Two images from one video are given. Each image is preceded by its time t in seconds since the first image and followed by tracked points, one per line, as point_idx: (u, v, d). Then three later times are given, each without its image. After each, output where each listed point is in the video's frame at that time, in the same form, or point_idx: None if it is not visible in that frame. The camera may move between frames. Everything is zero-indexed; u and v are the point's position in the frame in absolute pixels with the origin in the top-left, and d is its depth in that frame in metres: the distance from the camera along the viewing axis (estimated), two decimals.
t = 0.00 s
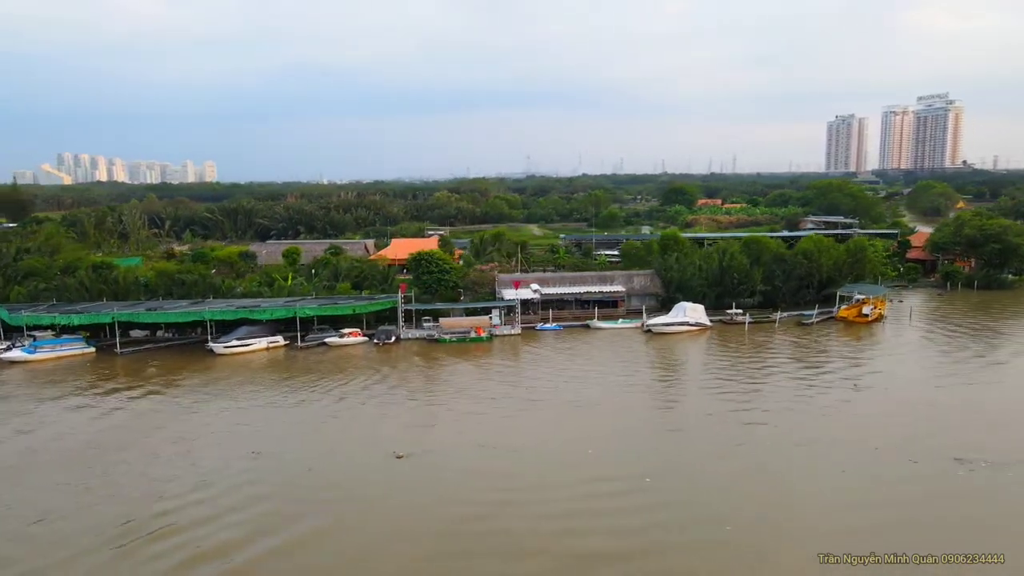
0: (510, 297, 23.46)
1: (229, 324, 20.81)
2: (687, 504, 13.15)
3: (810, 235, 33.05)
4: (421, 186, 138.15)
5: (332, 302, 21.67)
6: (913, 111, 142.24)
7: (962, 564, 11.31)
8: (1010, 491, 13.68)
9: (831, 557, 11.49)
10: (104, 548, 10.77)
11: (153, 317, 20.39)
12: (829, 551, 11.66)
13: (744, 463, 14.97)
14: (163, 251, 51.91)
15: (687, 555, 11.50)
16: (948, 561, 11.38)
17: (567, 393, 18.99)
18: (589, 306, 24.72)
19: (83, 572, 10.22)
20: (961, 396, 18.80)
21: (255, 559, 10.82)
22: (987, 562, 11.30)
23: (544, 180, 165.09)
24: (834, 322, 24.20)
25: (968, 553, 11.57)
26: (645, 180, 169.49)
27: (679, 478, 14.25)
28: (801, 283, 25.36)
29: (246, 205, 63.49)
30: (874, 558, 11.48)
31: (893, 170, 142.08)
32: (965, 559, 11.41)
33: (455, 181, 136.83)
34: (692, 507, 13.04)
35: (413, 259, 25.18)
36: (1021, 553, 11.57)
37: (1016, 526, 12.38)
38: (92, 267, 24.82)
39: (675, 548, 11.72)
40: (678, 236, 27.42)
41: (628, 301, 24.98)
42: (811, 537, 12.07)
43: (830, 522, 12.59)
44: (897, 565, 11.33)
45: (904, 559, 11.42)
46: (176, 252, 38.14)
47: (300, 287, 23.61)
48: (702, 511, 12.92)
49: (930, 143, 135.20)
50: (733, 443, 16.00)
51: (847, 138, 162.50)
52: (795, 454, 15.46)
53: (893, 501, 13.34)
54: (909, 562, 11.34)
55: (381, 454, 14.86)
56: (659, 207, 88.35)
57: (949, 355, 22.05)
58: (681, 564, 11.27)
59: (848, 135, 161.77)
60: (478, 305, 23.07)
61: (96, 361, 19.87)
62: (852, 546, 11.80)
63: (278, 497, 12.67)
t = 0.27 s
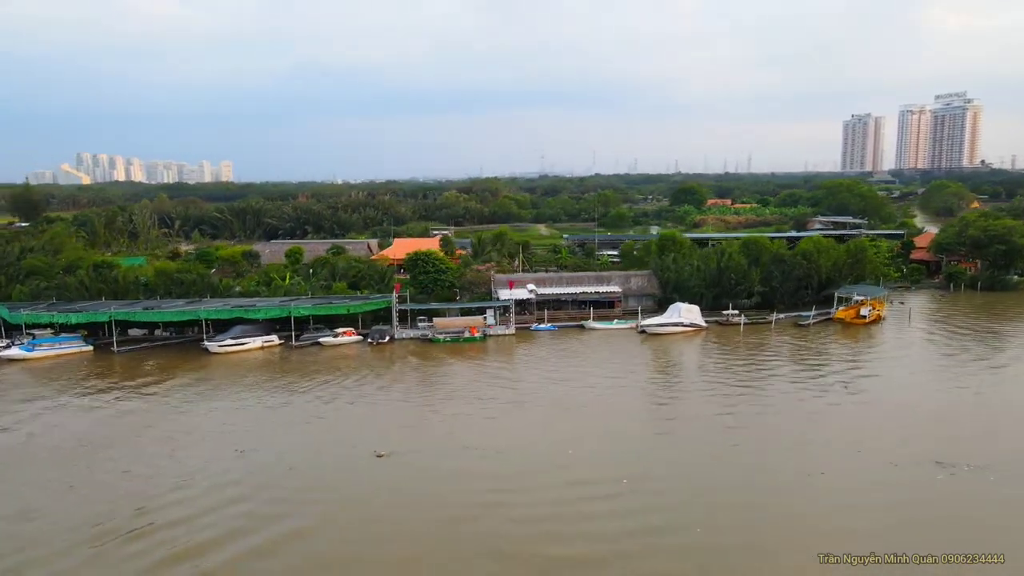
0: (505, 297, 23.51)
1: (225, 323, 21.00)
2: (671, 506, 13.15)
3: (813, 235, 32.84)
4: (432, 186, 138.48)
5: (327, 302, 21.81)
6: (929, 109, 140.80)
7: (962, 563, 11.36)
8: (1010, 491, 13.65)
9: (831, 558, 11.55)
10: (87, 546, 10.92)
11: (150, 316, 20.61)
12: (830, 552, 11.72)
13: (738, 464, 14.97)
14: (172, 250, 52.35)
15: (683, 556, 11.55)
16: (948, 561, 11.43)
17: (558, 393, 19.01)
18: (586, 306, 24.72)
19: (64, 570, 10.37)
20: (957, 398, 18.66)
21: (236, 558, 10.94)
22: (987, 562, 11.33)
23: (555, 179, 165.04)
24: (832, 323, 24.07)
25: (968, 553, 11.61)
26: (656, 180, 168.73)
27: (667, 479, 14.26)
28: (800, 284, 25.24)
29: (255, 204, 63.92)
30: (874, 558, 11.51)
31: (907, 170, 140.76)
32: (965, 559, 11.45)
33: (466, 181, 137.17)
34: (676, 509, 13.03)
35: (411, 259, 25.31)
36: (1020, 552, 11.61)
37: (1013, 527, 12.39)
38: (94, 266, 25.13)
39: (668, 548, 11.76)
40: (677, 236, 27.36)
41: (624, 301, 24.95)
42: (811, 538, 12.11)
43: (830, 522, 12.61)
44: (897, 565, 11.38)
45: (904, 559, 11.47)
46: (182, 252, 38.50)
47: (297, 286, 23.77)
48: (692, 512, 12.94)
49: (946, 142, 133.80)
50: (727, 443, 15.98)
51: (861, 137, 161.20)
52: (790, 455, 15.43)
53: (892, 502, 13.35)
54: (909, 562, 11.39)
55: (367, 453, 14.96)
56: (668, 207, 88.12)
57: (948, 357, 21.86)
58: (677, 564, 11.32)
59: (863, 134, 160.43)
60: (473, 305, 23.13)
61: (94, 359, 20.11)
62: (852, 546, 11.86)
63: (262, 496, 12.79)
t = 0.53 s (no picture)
0: (506, 297, 23.54)
1: (227, 321, 21.23)
2: (661, 506, 13.10)
3: (823, 236, 32.51)
4: (449, 186, 138.83)
5: (328, 301, 21.98)
6: (952, 109, 138.69)
7: (962, 563, 11.32)
8: (1012, 494, 13.55)
9: (831, 557, 11.52)
10: (77, 539, 11.10)
11: (154, 314, 20.89)
12: (830, 551, 11.68)
13: (736, 464, 14.92)
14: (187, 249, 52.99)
15: (678, 554, 11.56)
16: (948, 561, 11.38)
17: (555, 393, 19.00)
18: (588, 306, 24.69)
19: (53, 562, 10.54)
20: (962, 400, 18.42)
21: (224, 553, 11.07)
22: (987, 562, 11.29)
23: (571, 179, 164.76)
24: (836, 325, 23.83)
25: (969, 553, 11.57)
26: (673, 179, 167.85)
27: (661, 479, 14.20)
28: (805, 285, 25.01)
29: (270, 204, 64.52)
30: (874, 558, 11.47)
31: (929, 170, 138.78)
32: (965, 559, 11.41)
33: (482, 181, 137.38)
34: (667, 509, 12.98)
35: (414, 259, 25.43)
36: (1021, 553, 11.56)
37: (1013, 529, 12.28)
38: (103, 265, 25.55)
39: (662, 547, 11.76)
40: (681, 237, 27.23)
41: (626, 302, 24.88)
42: (811, 538, 12.07)
43: (831, 522, 12.56)
44: (897, 565, 11.34)
45: (904, 559, 11.43)
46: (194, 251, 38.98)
47: (300, 286, 23.98)
48: (687, 512, 12.90)
49: (969, 142, 131.74)
50: (725, 444, 15.90)
51: (882, 137, 159.18)
52: (789, 456, 15.33)
53: (893, 502, 13.31)
54: (909, 562, 11.34)
55: (360, 451, 15.05)
56: (684, 207, 87.66)
57: (954, 359, 21.56)
58: (672, 563, 11.32)
59: (884, 134, 158.42)
60: (474, 305, 23.19)
61: (99, 356, 20.43)
62: (853, 546, 11.81)
63: (252, 493, 12.92)
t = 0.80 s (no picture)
0: (510, 297, 23.57)
1: (233, 320, 21.51)
2: (654, 507, 13.10)
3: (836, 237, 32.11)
4: (469, 186, 139.20)
5: (333, 301, 22.17)
6: (981, 108, 136.10)
7: (962, 563, 11.31)
8: (1015, 496, 13.46)
9: (831, 557, 11.51)
10: (76, 533, 11.34)
11: (161, 313, 21.22)
12: (830, 551, 11.67)
13: (734, 465, 14.88)
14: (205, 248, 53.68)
15: (673, 553, 11.60)
16: (948, 561, 11.36)
17: (555, 393, 19.00)
18: (593, 307, 24.64)
19: (49, 555, 10.78)
20: (969, 403, 18.14)
21: (219, 547, 11.28)
22: (987, 562, 11.28)
23: (592, 179, 164.30)
24: (845, 328, 23.55)
25: (969, 554, 11.55)
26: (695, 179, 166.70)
27: (657, 480, 14.21)
28: (814, 287, 24.74)
29: (289, 204, 65.15)
30: (874, 558, 11.46)
31: (957, 170, 136.32)
32: (965, 559, 11.40)
33: (502, 181, 137.50)
34: (660, 510, 13.00)
35: (420, 260, 25.58)
36: (1021, 553, 11.54)
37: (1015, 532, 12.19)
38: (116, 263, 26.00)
39: (657, 546, 11.80)
40: (689, 238, 27.06)
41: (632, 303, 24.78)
42: (810, 538, 12.08)
43: (830, 523, 12.55)
44: (897, 565, 11.32)
45: (904, 559, 11.41)
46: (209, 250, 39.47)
47: (307, 285, 24.21)
48: (682, 512, 12.91)
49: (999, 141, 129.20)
50: (723, 446, 15.81)
51: (909, 136, 156.69)
52: (789, 458, 15.24)
53: (894, 504, 13.24)
54: (909, 562, 11.33)
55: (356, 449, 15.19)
56: (703, 207, 87.05)
57: (965, 362, 21.22)
58: (666, 562, 11.36)
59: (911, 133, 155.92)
60: (478, 305, 23.26)
61: (108, 354, 20.79)
62: (853, 546, 11.80)
63: (249, 489, 13.12)
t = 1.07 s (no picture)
0: (515, 297, 23.62)
1: (240, 318, 21.84)
2: (649, 507, 13.13)
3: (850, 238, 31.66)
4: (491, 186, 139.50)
5: (338, 299, 22.41)
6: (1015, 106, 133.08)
7: (962, 563, 11.30)
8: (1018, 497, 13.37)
9: (831, 557, 11.52)
10: (74, 526, 11.63)
11: (171, 310, 21.60)
12: (829, 551, 11.69)
13: (733, 466, 14.85)
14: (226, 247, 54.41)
15: (668, 551, 11.68)
16: (948, 561, 11.36)
17: (555, 393, 19.04)
18: (599, 307, 24.59)
19: (48, 547, 11.09)
20: (977, 407, 17.87)
21: (215, 540, 11.55)
22: (986, 562, 11.28)
23: (614, 179, 163.68)
24: (854, 330, 23.25)
25: (968, 553, 11.55)
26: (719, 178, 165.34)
27: (652, 481, 14.21)
28: (823, 289, 24.45)
29: (309, 203, 65.82)
30: (874, 558, 11.47)
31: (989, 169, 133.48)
32: (965, 559, 11.39)
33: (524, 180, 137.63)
34: (654, 509, 13.03)
35: (428, 259, 25.73)
36: (1021, 552, 11.53)
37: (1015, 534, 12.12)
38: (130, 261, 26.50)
39: (652, 545, 11.87)
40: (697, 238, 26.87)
41: (638, 304, 24.67)
42: (808, 538, 12.08)
43: (827, 524, 12.52)
44: (898, 565, 11.33)
45: (904, 559, 11.41)
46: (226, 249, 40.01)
47: (315, 284, 24.48)
48: (678, 512, 12.96)
49: None
50: (721, 448, 15.75)
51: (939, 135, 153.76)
52: (789, 460, 15.17)
53: (894, 505, 13.20)
54: (909, 562, 11.33)
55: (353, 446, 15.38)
56: (725, 207, 86.31)
57: (976, 364, 20.87)
58: (660, 560, 11.44)
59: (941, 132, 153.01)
60: (482, 305, 23.35)
61: (119, 350, 21.22)
62: (854, 546, 11.81)
63: (247, 485, 13.37)
